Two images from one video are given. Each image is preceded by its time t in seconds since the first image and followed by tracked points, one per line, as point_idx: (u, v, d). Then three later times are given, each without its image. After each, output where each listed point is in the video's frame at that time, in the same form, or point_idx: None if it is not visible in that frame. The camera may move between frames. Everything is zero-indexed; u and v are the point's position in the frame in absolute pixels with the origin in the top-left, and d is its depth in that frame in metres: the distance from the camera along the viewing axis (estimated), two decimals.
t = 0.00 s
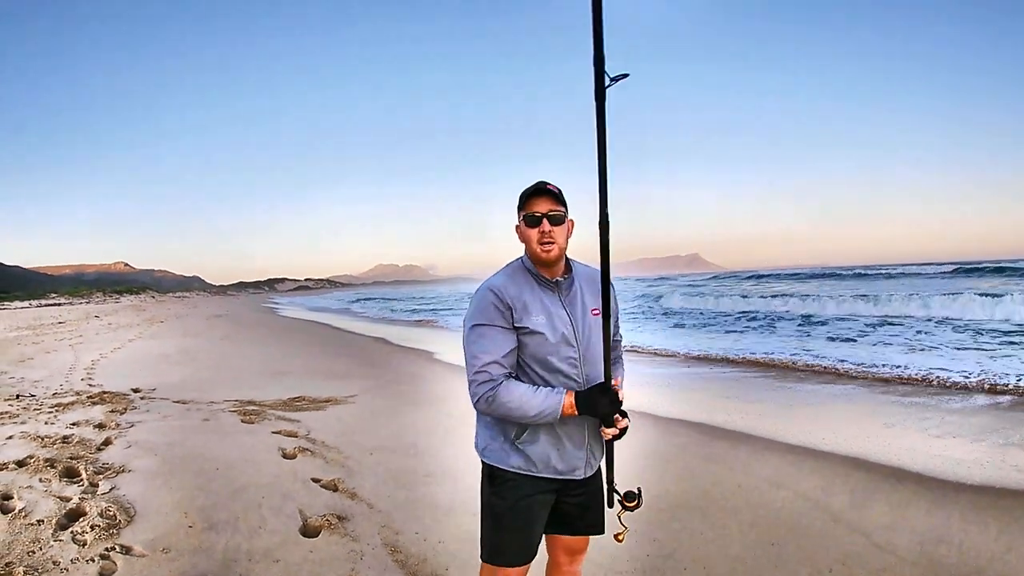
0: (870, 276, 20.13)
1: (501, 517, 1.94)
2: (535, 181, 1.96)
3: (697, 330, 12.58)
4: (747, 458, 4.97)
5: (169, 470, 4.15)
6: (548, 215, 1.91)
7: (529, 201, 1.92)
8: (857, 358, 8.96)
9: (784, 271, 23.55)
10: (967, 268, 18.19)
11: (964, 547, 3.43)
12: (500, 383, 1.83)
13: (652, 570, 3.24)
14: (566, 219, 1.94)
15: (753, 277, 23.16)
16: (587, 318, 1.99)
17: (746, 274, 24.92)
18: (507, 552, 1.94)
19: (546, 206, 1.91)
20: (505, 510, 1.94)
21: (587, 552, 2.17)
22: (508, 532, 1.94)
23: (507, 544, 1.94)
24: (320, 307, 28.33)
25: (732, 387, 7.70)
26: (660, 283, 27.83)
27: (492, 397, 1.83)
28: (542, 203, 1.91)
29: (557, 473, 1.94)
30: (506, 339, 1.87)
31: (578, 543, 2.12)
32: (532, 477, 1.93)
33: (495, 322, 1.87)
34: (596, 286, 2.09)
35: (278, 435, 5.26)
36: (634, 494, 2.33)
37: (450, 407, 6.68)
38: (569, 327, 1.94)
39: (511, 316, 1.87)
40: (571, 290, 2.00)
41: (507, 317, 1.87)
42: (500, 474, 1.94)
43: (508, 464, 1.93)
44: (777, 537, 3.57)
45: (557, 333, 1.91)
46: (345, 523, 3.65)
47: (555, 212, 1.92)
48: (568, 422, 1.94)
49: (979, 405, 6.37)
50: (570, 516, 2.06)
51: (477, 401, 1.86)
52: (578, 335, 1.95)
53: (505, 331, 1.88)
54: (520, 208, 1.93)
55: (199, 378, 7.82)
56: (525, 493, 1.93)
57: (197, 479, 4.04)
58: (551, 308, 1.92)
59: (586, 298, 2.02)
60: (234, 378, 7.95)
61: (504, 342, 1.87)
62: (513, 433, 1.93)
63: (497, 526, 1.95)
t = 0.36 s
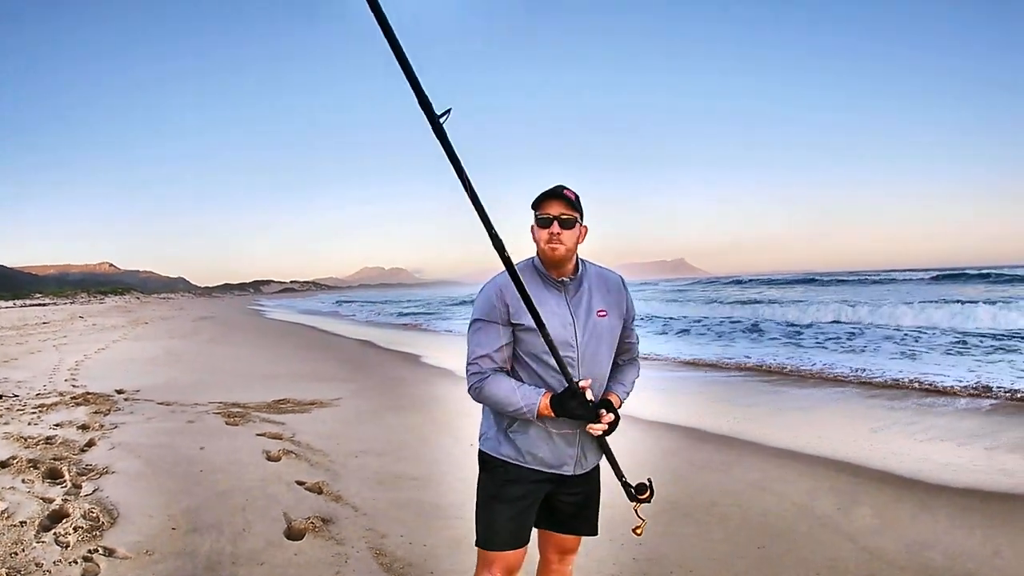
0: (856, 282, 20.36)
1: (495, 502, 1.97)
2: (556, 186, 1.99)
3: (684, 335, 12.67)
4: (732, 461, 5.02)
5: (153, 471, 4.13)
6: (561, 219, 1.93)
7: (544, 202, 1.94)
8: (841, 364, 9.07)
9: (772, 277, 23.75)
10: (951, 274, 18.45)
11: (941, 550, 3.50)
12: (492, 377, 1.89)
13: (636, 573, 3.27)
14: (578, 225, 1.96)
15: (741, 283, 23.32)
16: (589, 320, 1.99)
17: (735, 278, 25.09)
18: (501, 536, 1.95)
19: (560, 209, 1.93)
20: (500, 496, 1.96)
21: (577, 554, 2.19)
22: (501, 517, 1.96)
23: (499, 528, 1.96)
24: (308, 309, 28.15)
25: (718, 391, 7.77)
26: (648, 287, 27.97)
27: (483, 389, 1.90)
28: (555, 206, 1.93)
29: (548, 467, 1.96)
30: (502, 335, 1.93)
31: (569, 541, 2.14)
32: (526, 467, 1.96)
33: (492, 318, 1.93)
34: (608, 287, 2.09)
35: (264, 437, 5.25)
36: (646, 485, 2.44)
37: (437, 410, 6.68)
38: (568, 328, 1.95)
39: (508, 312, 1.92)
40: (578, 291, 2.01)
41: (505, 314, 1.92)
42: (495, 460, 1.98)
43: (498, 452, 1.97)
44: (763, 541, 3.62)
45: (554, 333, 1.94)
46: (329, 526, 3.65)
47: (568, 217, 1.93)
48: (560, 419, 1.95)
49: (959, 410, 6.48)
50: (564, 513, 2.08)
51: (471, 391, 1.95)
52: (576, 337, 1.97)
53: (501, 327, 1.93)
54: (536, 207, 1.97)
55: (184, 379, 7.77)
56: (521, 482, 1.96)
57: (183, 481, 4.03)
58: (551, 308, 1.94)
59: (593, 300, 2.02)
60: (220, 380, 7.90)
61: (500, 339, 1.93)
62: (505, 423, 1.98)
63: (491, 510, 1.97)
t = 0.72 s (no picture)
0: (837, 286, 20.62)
1: (476, 499, 1.97)
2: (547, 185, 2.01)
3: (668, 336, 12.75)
4: (714, 462, 5.07)
5: (133, 470, 4.07)
6: (548, 216, 1.95)
7: (534, 199, 1.97)
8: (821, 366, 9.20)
9: (754, 279, 23.99)
10: (930, 279, 18.75)
11: (915, 550, 3.57)
12: (464, 366, 1.96)
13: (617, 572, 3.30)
14: (566, 224, 1.97)
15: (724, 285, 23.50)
16: (570, 321, 2.00)
17: (718, 281, 25.27)
18: (483, 531, 1.95)
19: (548, 206, 1.95)
20: (481, 492, 1.96)
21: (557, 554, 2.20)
22: (482, 513, 1.96)
23: (480, 525, 1.95)
24: (289, 307, 27.83)
25: (700, 392, 7.84)
26: (633, 288, 28.11)
27: (455, 377, 1.97)
28: (543, 203, 1.95)
29: (521, 462, 1.98)
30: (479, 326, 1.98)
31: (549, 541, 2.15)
32: (502, 463, 1.97)
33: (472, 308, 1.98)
34: (596, 288, 2.09)
35: (244, 436, 5.19)
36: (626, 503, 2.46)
37: (419, 410, 6.66)
38: (546, 326, 1.97)
39: (487, 305, 1.96)
40: (563, 291, 2.02)
41: (483, 305, 1.96)
42: (473, 456, 2.00)
43: (473, 445, 2.00)
44: (744, 540, 3.67)
45: (531, 330, 1.95)
46: (310, 526, 3.62)
47: (556, 215, 1.95)
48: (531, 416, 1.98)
49: (936, 412, 6.60)
50: (543, 513, 2.09)
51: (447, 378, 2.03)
52: (553, 336, 1.98)
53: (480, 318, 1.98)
54: (525, 203, 1.99)
55: (164, 377, 7.65)
56: (500, 479, 1.97)
57: (162, 479, 3.98)
58: (532, 304, 1.96)
59: (578, 300, 2.03)
60: (201, 378, 7.80)
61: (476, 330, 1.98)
62: (480, 415, 2.02)
63: (471, 506, 1.97)
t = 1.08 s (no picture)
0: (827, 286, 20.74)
1: (461, 493, 1.96)
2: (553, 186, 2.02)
3: (659, 335, 12.78)
4: (705, 460, 5.09)
5: (122, 467, 4.04)
6: (546, 216, 1.96)
7: (535, 198, 1.98)
8: (810, 365, 9.25)
9: (745, 278, 24.10)
10: (919, 279, 18.89)
11: (902, 548, 3.61)
12: (444, 358, 2.00)
13: (608, 570, 3.30)
14: (564, 227, 1.97)
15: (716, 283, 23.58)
16: (555, 321, 1.98)
17: (710, 278, 25.36)
18: (469, 526, 1.94)
19: (546, 207, 1.96)
20: (465, 485, 1.96)
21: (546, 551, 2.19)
22: (466, 507, 1.95)
23: (464, 519, 1.95)
24: (280, 304, 27.67)
25: (691, 390, 7.87)
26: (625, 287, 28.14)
27: (436, 367, 2.01)
28: (543, 203, 1.97)
29: (502, 459, 1.98)
30: (464, 319, 2.00)
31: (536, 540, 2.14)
32: (482, 457, 1.98)
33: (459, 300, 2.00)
34: (590, 293, 2.05)
35: (233, 433, 5.16)
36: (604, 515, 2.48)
37: (411, 408, 6.64)
38: (528, 325, 1.96)
39: (474, 298, 1.98)
40: (553, 292, 2.00)
41: (470, 300, 1.99)
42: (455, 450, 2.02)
43: (455, 437, 2.03)
44: (735, 538, 3.69)
45: (513, 327, 1.96)
46: (300, 524, 3.61)
47: (553, 216, 1.96)
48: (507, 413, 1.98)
49: (924, 412, 6.64)
50: (529, 510, 2.09)
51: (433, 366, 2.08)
52: (535, 335, 1.97)
53: (466, 311, 2.00)
54: (526, 202, 2.00)
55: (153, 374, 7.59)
56: (485, 472, 1.97)
57: (151, 477, 3.95)
58: (517, 303, 1.96)
59: (567, 304, 2.00)
60: (191, 375, 7.74)
61: (461, 322, 2.00)
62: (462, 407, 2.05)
63: (456, 500, 1.97)
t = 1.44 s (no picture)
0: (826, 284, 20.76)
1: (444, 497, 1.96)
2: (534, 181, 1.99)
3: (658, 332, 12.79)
4: (703, 458, 5.10)
5: (119, 467, 4.03)
6: (524, 212, 1.93)
7: (513, 193, 1.95)
8: (809, 363, 9.25)
9: (744, 275, 24.13)
10: (917, 277, 18.90)
11: (895, 544, 3.63)
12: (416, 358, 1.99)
13: (606, 569, 3.30)
14: (542, 223, 1.93)
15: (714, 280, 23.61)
16: (530, 320, 1.93)
17: (708, 276, 25.38)
18: (453, 530, 1.93)
19: (525, 203, 1.93)
20: (449, 487, 1.96)
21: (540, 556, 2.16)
22: (449, 512, 1.95)
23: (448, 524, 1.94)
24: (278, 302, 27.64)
25: (690, 388, 7.86)
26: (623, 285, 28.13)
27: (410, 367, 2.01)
28: (521, 198, 1.94)
29: (477, 462, 1.95)
30: (439, 318, 2.01)
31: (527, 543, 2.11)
32: (461, 460, 1.96)
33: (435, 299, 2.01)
34: (571, 293, 1.99)
35: (230, 433, 5.14)
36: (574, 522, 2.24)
37: (408, 407, 6.63)
38: (502, 324, 1.92)
39: (448, 297, 1.98)
40: (531, 291, 1.96)
41: (444, 299, 1.98)
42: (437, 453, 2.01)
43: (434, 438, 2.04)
44: (733, 536, 3.70)
45: (486, 326, 1.92)
46: (297, 523, 3.61)
47: (531, 212, 1.92)
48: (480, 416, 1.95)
49: (923, 409, 6.64)
50: (517, 515, 2.06)
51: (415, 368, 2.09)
52: (508, 336, 1.92)
53: (441, 311, 2.00)
54: (505, 196, 1.98)
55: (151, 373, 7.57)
56: (469, 475, 1.95)
57: (149, 477, 3.94)
58: (490, 300, 1.93)
59: (545, 303, 1.95)
60: (187, 374, 7.71)
61: (436, 322, 2.01)
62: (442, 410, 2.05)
63: (441, 505, 1.96)
